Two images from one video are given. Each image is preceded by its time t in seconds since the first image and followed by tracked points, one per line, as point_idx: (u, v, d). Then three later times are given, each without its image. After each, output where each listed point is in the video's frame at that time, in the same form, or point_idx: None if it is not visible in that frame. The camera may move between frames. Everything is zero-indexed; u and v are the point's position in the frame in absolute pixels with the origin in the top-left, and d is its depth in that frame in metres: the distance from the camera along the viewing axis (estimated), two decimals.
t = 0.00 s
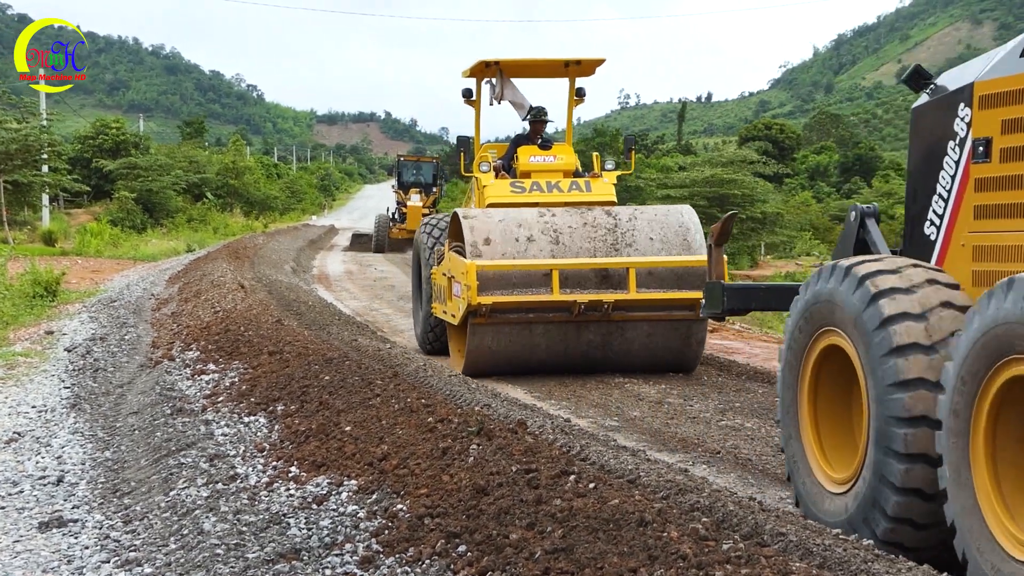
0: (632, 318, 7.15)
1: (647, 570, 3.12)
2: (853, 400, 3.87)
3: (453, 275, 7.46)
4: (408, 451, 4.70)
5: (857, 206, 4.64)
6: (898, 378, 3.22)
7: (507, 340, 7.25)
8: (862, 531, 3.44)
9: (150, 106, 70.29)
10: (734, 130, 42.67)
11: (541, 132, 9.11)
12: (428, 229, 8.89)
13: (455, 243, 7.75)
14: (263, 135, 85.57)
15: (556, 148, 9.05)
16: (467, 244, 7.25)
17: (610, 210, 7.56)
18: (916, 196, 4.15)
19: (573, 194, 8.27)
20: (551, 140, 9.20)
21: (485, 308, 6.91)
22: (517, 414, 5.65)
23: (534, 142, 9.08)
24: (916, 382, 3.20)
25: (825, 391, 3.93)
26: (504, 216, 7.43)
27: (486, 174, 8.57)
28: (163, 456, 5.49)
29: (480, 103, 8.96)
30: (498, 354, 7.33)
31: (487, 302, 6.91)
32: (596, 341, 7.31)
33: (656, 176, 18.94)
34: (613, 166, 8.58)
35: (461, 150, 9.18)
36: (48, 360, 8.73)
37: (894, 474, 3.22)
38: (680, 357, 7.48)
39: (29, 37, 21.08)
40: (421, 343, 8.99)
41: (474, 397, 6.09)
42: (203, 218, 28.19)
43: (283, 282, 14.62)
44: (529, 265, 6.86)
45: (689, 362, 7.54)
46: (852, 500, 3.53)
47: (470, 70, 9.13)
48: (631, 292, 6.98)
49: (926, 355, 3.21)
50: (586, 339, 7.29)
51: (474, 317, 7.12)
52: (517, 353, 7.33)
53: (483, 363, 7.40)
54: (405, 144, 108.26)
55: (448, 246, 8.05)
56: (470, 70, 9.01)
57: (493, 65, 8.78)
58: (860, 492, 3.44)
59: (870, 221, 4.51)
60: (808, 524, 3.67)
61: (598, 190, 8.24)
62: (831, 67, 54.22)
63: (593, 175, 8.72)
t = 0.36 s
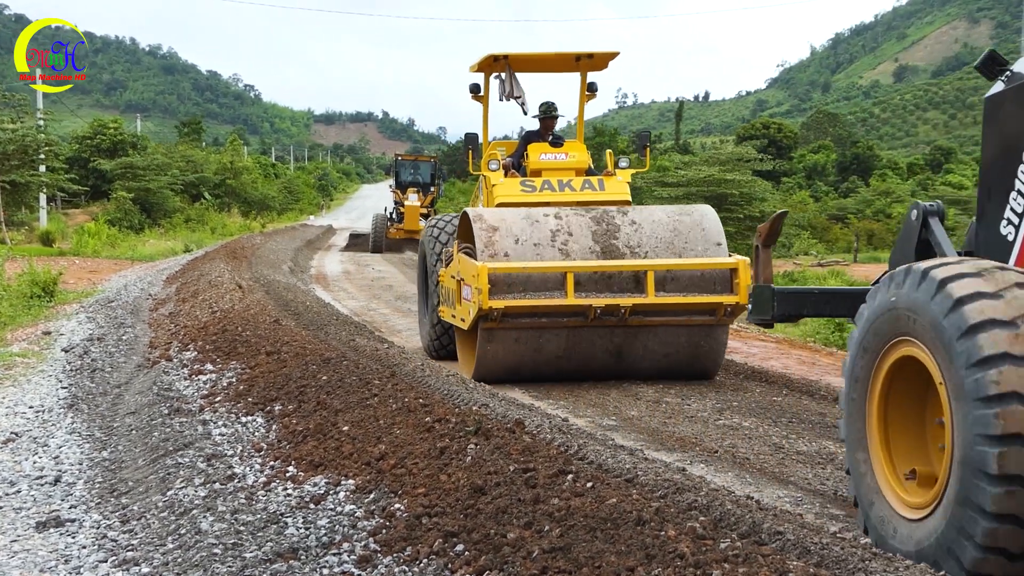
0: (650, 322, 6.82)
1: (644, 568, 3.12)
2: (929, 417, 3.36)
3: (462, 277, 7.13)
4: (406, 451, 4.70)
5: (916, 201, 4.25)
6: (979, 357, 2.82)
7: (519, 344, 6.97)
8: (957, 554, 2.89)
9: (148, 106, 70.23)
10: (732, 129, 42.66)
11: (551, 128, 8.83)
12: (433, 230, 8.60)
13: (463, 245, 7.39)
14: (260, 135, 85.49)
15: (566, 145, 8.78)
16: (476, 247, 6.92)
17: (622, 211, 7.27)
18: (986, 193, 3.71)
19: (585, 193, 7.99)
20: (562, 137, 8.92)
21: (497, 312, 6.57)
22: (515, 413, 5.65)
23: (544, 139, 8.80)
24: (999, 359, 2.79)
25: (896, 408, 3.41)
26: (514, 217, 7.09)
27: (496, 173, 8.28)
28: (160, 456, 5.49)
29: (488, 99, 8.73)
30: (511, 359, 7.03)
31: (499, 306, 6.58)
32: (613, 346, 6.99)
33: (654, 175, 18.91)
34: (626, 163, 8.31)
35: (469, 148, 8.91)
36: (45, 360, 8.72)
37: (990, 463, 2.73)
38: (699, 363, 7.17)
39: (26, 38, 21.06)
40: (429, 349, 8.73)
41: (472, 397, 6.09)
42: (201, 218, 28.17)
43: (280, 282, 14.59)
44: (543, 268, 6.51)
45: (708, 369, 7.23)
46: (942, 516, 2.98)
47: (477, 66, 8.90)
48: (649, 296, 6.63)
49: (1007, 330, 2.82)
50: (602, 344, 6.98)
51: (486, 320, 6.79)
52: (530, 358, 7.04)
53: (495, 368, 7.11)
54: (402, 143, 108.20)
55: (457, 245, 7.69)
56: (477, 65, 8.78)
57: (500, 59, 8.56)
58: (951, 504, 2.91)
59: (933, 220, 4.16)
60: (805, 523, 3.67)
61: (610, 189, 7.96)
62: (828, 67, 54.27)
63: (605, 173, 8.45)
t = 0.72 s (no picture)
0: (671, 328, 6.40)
1: (641, 569, 3.12)
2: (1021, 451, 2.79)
3: (473, 280, 6.74)
4: (403, 451, 4.69)
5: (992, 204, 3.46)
6: None
7: (533, 350, 6.55)
8: None
9: (147, 104, 70.23)
10: (731, 130, 42.68)
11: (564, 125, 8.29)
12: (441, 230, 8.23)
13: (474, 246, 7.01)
14: (259, 134, 85.44)
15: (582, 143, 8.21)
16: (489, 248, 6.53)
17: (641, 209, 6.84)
18: None
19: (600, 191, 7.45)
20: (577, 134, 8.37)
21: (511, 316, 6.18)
22: (513, 413, 5.64)
23: (557, 137, 8.24)
24: None
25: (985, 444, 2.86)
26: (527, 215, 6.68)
27: (506, 171, 7.73)
28: (157, 455, 5.48)
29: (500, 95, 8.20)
30: (524, 366, 6.63)
31: (513, 310, 6.19)
32: (633, 352, 6.57)
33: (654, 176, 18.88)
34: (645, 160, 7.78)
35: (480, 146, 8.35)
36: (43, 358, 8.71)
37: None
38: (722, 373, 6.77)
39: (26, 38, 21.03)
40: (435, 352, 8.35)
41: (470, 396, 6.08)
42: (199, 216, 28.15)
43: (279, 281, 14.56)
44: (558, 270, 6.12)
45: (731, 379, 6.82)
46: None
47: (487, 61, 8.34)
48: (670, 300, 6.21)
49: None
50: (622, 352, 6.57)
51: (499, 325, 6.38)
52: (544, 365, 6.64)
53: (507, 377, 6.71)
54: (401, 143, 108.16)
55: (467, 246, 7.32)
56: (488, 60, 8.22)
57: (512, 52, 7.99)
58: None
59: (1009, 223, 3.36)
60: (802, 524, 3.67)
61: (628, 188, 7.42)
62: (827, 67, 54.29)
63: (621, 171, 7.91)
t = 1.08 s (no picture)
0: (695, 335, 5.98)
1: (639, 570, 3.12)
2: None
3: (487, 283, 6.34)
4: (401, 451, 4.68)
5: None
6: None
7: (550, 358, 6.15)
8: None
9: (146, 103, 70.16)
10: (730, 131, 42.70)
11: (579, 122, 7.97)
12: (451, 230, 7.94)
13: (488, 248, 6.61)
14: (258, 134, 85.37)
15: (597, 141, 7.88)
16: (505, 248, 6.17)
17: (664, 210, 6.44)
18: None
19: (617, 191, 7.06)
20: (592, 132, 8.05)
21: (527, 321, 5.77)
22: (510, 414, 5.63)
23: (572, 134, 7.92)
24: None
25: None
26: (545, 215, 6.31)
27: (519, 169, 7.36)
28: (155, 454, 5.48)
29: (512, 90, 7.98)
30: (540, 374, 6.24)
31: (528, 316, 5.79)
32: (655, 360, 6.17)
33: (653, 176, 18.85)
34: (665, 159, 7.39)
35: (491, 143, 8.06)
36: (41, 357, 8.70)
37: None
38: (750, 381, 6.36)
39: (26, 38, 21.00)
40: (442, 358, 8.06)
41: (468, 396, 6.09)
42: (198, 215, 28.15)
43: (277, 280, 14.53)
44: (578, 273, 5.70)
45: (760, 387, 6.42)
46: None
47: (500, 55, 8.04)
48: (695, 305, 5.79)
49: None
50: (644, 361, 6.18)
51: (514, 332, 5.99)
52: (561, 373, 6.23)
53: (522, 385, 6.33)
54: (400, 142, 108.10)
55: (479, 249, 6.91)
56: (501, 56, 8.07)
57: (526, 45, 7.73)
58: None
59: None
60: (800, 525, 3.67)
61: (647, 187, 7.05)
62: (826, 68, 54.30)
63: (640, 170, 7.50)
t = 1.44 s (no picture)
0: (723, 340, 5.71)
1: (637, 569, 3.12)
2: None
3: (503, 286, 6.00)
4: (400, 451, 4.68)
5: None
6: None
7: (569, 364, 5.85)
8: None
9: (145, 103, 70.19)
10: (728, 130, 42.74)
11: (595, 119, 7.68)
12: (460, 233, 7.55)
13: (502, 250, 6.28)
14: (256, 133, 85.37)
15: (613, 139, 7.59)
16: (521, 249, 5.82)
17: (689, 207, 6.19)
18: None
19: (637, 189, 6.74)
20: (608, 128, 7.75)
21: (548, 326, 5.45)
22: (509, 413, 5.62)
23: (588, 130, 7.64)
24: None
25: None
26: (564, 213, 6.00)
27: (534, 167, 7.02)
28: (153, 454, 5.47)
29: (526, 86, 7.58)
30: (558, 382, 5.92)
31: (549, 320, 5.46)
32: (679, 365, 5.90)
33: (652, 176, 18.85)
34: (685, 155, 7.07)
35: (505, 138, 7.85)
36: (39, 356, 8.70)
37: None
38: (775, 389, 6.10)
39: (25, 38, 20.95)
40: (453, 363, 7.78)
41: (467, 396, 6.09)
42: (197, 214, 28.14)
43: (276, 280, 14.52)
44: (603, 275, 5.40)
45: (784, 396, 6.16)
46: None
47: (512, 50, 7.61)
48: (725, 309, 5.49)
49: None
50: (668, 367, 5.89)
51: (533, 336, 5.66)
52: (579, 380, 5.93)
53: (538, 394, 6.00)
54: (399, 142, 108.12)
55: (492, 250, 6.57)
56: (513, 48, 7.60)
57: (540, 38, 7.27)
58: None
59: None
60: (798, 524, 3.67)
61: (668, 185, 6.72)
62: (824, 67, 54.13)
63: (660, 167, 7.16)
